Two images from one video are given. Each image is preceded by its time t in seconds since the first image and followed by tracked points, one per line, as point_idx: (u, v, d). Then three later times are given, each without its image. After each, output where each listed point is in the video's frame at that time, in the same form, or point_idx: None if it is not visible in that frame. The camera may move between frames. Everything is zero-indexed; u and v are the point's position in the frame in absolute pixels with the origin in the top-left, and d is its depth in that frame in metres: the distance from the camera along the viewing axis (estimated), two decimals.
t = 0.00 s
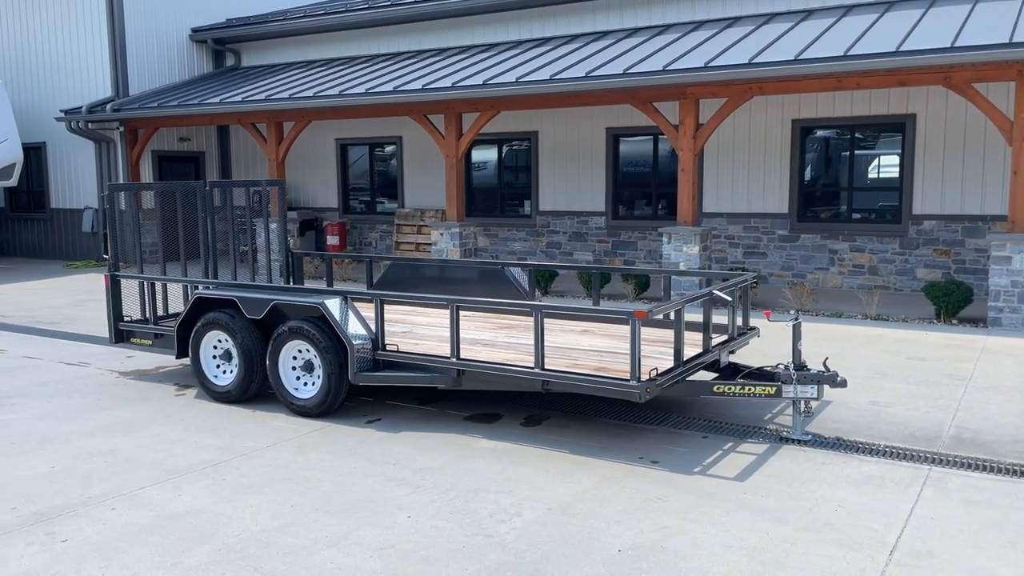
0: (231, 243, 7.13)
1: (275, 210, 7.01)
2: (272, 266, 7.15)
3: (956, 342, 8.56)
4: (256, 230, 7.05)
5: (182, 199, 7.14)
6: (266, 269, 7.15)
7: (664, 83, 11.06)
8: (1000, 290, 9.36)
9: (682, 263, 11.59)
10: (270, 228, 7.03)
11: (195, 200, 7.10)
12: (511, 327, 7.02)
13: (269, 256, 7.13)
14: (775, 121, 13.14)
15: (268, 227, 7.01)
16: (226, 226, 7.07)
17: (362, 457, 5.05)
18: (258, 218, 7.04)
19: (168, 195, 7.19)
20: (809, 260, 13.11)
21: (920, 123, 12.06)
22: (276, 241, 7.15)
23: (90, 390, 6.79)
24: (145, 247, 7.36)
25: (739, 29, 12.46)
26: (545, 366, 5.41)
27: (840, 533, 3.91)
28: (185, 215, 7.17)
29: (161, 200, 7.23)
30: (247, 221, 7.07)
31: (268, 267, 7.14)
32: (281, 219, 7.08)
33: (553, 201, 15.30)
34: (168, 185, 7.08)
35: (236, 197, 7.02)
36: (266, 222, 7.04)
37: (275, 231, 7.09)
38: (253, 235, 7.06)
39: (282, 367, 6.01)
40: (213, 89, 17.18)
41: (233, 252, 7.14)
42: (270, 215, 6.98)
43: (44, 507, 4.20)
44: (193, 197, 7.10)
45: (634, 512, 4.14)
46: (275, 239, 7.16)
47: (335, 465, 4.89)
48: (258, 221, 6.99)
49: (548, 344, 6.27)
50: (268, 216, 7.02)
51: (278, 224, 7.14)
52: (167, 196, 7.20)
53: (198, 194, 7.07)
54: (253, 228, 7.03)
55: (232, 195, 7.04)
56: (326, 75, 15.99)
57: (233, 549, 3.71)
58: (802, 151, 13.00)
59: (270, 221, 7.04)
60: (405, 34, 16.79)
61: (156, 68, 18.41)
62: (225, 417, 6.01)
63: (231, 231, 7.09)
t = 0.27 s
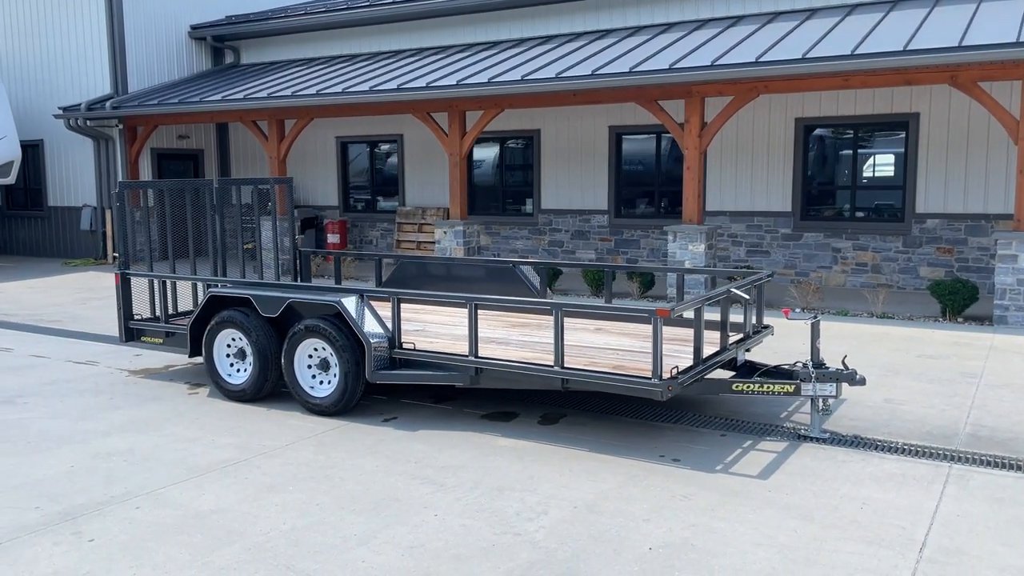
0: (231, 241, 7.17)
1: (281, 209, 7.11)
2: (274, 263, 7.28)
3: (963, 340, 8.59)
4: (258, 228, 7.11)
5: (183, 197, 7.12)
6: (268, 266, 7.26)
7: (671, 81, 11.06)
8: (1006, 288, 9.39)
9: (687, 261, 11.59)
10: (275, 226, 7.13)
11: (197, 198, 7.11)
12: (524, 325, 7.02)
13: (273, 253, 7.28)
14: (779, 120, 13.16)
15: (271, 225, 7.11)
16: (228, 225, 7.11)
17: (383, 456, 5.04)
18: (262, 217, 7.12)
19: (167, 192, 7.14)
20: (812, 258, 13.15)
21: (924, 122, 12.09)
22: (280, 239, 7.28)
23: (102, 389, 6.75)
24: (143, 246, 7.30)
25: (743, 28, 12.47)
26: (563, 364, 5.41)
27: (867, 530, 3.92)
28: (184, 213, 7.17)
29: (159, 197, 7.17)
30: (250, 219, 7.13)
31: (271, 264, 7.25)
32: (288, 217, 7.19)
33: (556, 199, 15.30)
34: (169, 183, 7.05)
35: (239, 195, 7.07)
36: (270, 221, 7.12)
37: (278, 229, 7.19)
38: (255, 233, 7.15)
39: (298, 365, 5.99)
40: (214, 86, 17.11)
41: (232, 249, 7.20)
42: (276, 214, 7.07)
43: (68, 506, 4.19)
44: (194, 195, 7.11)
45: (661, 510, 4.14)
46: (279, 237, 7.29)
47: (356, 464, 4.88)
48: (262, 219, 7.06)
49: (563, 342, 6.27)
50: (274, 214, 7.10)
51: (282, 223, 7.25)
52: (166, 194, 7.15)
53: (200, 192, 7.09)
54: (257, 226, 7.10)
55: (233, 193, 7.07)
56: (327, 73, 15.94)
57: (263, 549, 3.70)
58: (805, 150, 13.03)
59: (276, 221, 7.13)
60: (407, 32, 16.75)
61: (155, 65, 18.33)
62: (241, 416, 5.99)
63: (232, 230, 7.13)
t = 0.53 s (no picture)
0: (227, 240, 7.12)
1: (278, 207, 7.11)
2: (273, 262, 7.29)
3: (964, 339, 8.62)
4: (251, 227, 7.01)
5: (178, 196, 7.05)
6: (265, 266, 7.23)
7: (670, 80, 11.05)
8: (1005, 287, 9.44)
9: (686, 261, 11.57)
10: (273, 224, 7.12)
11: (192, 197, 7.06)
12: (530, 325, 6.98)
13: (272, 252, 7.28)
14: (776, 119, 13.20)
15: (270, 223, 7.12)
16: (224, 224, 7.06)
17: (394, 458, 5.00)
18: (260, 215, 7.12)
19: (161, 191, 7.05)
20: (809, 257, 13.19)
21: (921, 121, 12.14)
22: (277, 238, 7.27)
23: (103, 390, 6.67)
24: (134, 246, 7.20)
25: (742, 27, 12.47)
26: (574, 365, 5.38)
27: (887, 531, 3.91)
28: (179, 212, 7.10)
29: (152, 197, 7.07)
30: (247, 218, 7.09)
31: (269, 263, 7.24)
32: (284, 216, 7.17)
33: (552, 198, 15.28)
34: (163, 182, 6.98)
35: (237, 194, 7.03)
36: (269, 219, 7.14)
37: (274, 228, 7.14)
38: (252, 232, 7.11)
39: (304, 366, 5.94)
40: (207, 83, 16.97)
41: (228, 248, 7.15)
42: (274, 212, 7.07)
43: (79, 510, 4.12)
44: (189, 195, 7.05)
45: (679, 512, 4.12)
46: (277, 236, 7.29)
47: (367, 466, 4.83)
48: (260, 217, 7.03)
49: (572, 343, 6.24)
50: (271, 213, 7.11)
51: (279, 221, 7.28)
52: (158, 194, 7.07)
53: (195, 192, 7.05)
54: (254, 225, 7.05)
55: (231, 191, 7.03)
56: (322, 70, 15.84)
57: (281, 553, 3.65)
58: (802, 149, 13.07)
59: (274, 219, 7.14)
60: (402, 30, 16.67)
61: (146, 62, 18.16)
62: (247, 417, 5.93)
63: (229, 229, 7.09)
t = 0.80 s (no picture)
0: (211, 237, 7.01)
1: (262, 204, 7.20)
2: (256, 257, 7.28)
3: (961, 336, 8.64)
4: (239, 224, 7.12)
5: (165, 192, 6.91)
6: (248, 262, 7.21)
7: (666, 77, 11.01)
8: (1000, 284, 9.49)
9: (681, 257, 11.51)
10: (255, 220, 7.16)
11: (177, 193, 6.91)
12: (531, 322, 6.92)
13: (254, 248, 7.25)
14: (769, 116, 13.20)
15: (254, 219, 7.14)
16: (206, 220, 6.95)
17: (400, 457, 4.92)
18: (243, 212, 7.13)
19: (146, 186, 6.92)
20: (802, 254, 13.22)
21: (915, 119, 12.17)
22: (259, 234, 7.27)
23: (97, 389, 6.55)
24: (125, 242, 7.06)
25: (737, 24, 12.45)
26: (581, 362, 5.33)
27: (905, 529, 3.87)
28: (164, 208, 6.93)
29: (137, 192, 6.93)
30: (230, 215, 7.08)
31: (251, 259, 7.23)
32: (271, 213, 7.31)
33: (544, 195, 15.21)
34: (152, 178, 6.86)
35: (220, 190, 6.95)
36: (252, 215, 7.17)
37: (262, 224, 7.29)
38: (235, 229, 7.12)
39: (305, 364, 5.85)
40: (195, 78, 16.78)
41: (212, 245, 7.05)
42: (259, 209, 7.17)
43: (81, 512, 4.02)
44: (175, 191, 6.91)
45: (694, 511, 4.08)
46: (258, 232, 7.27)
47: (373, 465, 4.76)
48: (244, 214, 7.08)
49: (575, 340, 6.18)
50: (254, 209, 7.16)
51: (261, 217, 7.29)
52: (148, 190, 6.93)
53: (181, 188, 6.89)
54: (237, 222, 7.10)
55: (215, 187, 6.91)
56: (312, 66, 15.69)
57: (292, 555, 3.57)
58: (795, 146, 13.08)
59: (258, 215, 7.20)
60: (393, 25, 16.54)
61: (133, 57, 17.93)
62: (246, 416, 5.84)
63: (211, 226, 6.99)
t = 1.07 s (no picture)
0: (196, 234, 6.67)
1: (255, 201, 6.52)
2: (245, 257, 6.63)
3: (962, 334, 8.61)
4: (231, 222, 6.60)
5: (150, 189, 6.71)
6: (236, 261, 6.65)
7: (663, 72, 10.92)
8: (997, 282, 9.49)
9: (677, 255, 11.44)
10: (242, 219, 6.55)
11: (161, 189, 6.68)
12: (534, 321, 6.80)
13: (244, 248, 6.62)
14: (763, 113, 13.19)
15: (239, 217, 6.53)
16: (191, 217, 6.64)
17: (407, 460, 4.79)
18: (232, 209, 6.56)
19: (132, 181, 6.77)
20: (796, 252, 13.22)
21: (909, 116, 12.18)
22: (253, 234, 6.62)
23: (89, 391, 6.37)
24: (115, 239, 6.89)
25: (732, 20, 12.38)
26: (591, 362, 5.22)
27: (931, 533, 3.79)
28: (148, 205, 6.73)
29: (122, 188, 6.78)
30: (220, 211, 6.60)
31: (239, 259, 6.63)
32: (267, 210, 6.56)
33: (536, 192, 15.10)
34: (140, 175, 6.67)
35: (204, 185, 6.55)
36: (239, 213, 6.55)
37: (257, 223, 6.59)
38: (225, 226, 6.59)
39: (305, 364, 5.70)
40: (180, 73, 16.51)
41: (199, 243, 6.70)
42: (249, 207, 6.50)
43: (81, 520, 3.87)
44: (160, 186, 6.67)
45: (714, 514, 3.97)
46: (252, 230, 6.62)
47: (381, 469, 4.62)
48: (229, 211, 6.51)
49: (581, 339, 6.07)
50: (245, 206, 6.51)
51: (257, 215, 6.63)
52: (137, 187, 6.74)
53: (164, 184, 6.66)
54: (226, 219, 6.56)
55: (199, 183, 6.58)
56: (301, 60, 15.48)
57: (304, 564, 3.43)
58: (789, 143, 13.08)
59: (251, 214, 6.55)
60: (383, 20, 16.35)
61: (116, 51, 17.63)
62: (245, 418, 5.69)
63: (196, 222, 6.66)
